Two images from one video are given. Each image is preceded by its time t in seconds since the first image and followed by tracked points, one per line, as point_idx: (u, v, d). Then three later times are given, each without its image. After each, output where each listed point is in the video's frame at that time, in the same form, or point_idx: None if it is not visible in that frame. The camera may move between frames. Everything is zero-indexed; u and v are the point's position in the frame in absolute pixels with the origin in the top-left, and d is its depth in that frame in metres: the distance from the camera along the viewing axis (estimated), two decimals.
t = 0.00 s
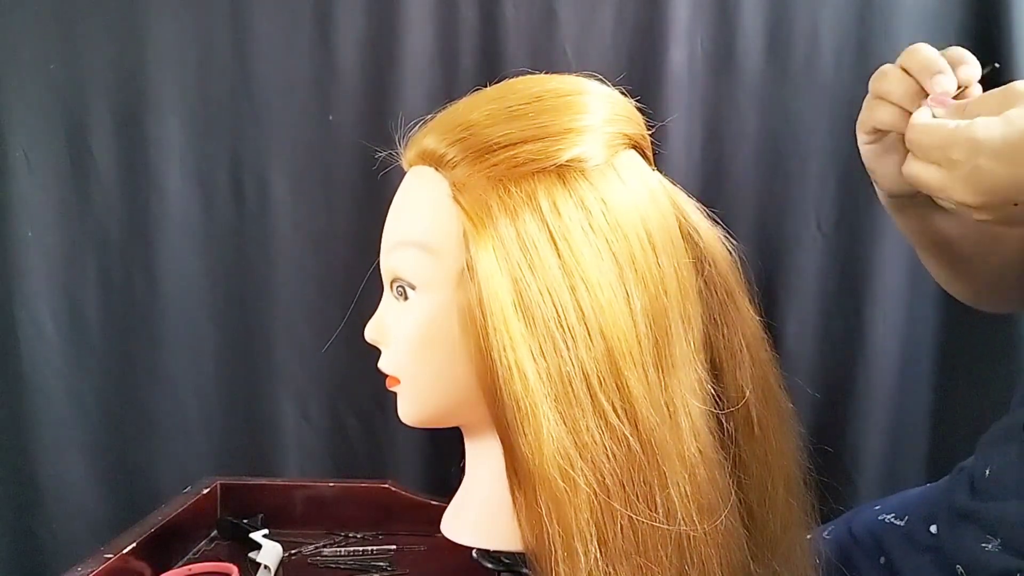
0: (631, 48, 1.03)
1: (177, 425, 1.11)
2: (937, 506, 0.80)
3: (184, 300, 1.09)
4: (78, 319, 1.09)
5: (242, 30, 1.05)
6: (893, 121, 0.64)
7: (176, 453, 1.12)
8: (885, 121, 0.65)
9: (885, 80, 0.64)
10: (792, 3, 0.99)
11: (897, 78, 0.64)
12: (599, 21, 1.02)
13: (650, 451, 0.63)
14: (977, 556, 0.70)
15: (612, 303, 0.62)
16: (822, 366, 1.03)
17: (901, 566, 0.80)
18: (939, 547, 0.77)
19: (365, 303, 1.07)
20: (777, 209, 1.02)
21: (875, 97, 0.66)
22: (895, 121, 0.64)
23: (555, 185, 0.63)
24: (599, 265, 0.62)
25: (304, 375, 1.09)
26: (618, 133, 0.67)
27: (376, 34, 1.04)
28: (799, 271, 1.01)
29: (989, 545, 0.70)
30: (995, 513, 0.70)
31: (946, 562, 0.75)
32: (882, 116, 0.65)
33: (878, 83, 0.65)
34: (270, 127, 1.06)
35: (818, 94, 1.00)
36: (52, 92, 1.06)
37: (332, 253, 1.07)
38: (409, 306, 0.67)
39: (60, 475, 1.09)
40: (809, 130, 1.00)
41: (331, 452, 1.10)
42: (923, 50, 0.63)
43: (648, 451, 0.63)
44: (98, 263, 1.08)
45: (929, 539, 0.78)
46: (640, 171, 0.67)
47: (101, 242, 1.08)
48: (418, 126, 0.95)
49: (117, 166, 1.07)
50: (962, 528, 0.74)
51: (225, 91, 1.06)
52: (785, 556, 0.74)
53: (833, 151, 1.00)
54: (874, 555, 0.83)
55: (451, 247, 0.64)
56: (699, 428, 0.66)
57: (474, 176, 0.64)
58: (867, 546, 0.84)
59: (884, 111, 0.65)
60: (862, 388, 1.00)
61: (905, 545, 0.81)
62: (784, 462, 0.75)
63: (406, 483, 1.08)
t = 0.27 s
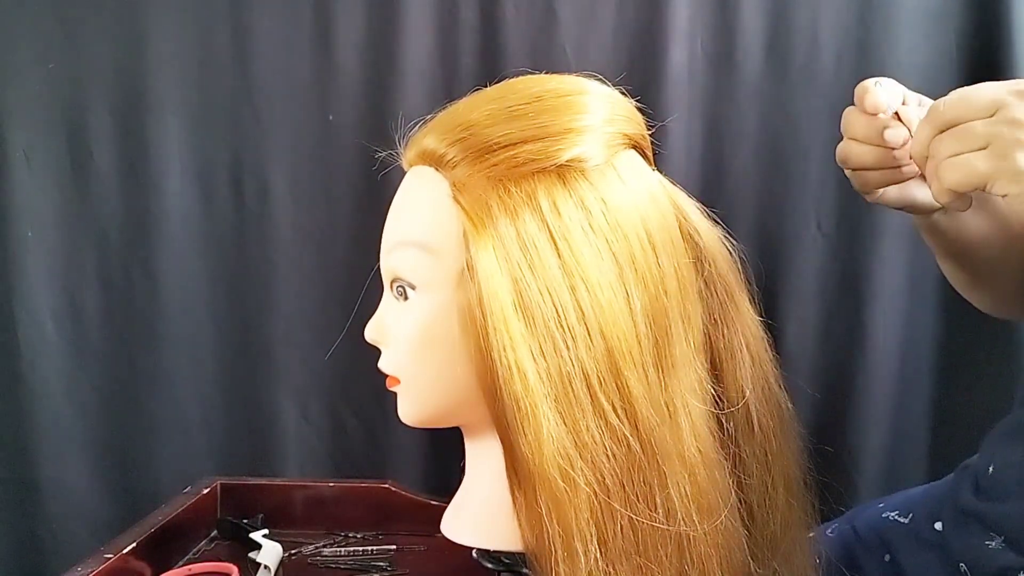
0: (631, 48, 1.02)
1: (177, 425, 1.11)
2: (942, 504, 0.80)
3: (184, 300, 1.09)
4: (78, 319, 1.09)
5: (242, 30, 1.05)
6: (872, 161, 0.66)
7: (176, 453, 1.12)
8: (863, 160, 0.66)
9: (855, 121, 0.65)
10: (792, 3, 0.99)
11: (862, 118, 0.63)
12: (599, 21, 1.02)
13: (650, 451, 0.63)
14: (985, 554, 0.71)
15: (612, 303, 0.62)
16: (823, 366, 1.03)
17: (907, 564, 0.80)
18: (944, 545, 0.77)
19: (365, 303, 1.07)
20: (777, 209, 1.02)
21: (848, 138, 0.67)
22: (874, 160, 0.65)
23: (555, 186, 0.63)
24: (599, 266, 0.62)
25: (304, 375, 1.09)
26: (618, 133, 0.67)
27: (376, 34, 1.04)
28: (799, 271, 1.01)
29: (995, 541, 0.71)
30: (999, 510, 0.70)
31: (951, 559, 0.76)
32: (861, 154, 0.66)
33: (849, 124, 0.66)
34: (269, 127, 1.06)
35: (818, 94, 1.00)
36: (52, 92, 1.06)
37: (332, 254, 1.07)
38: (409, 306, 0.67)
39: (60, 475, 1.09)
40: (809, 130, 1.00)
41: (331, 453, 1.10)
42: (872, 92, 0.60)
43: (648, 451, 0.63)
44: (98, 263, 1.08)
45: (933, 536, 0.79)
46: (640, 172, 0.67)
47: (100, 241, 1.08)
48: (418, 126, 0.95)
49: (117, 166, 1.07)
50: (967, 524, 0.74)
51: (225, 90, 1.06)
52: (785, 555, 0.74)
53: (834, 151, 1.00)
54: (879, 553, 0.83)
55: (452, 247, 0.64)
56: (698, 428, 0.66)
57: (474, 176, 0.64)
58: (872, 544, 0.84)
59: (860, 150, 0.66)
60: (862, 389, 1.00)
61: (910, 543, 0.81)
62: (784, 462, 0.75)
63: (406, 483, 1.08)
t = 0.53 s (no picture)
0: (631, 48, 1.02)
1: (177, 425, 1.11)
2: (942, 503, 0.80)
3: (184, 300, 1.09)
4: (78, 319, 1.09)
5: (242, 30, 1.05)
6: (854, 158, 0.66)
7: (176, 453, 1.12)
8: (847, 158, 0.66)
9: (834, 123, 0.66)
10: (792, 2, 0.99)
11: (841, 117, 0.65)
12: (599, 21, 1.02)
13: (650, 451, 0.63)
14: (982, 554, 0.71)
15: (612, 303, 0.62)
16: (823, 366, 1.03)
17: (906, 564, 0.80)
18: (942, 545, 0.77)
19: (365, 303, 1.07)
20: (778, 209, 1.02)
21: (829, 140, 0.68)
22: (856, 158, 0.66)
23: (555, 186, 0.63)
24: (599, 266, 0.62)
25: (304, 375, 1.09)
26: (618, 133, 0.67)
27: (376, 34, 1.04)
28: (799, 270, 1.01)
29: (993, 542, 0.71)
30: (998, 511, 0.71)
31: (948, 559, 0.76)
32: (844, 154, 0.67)
33: (828, 123, 0.67)
34: (269, 127, 1.06)
35: (818, 94, 1.00)
36: (52, 92, 1.06)
37: (332, 254, 1.07)
38: (409, 306, 0.67)
39: (60, 475, 1.09)
40: (809, 130, 1.00)
41: (331, 453, 1.10)
42: (852, 84, 0.62)
43: (648, 452, 0.63)
44: (98, 263, 1.08)
45: (932, 536, 0.79)
46: (640, 172, 0.67)
47: (100, 242, 1.08)
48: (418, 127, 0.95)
49: (117, 166, 1.07)
50: (966, 524, 0.74)
51: (225, 90, 1.06)
52: (785, 555, 0.74)
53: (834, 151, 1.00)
54: (879, 553, 0.83)
55: (452, 247, 0.64)
56: (698, 428, 0.66)
57: (474, 176, 0.64)
58: (871, 544, 0.84)
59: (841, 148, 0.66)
60: (862, 389, 1.00)
61: (909, 543, 0.81)
62: (784, 462, 0.75)
63: (406, 483, 1.08)
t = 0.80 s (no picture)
0: (631, 47, 1.02)
1: (177, 424, 1.11)
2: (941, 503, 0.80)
3: (184, 299, 1.09)
4: (78, 318, 1.09)
5: (242, 30, 1.05)
6: (869, 165, 0.63)
7: (176, 453, 1.11)
8: (860, 165, 0.64)
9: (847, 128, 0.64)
10: (792, 2, 0.99)
11: (844, 112, 0.66)
12: (599, 21, 1.02)
13: (650, 451, 0.63)
14: (982, 557, 0.71)
15: (611, 303, 0.62)
16: (823, 366, 1.03)
17: (905, 563, 0.81)
18: (941, 545, 0.78)
19: (365, 304, 1.07)
20: (778, 209, 1.02)
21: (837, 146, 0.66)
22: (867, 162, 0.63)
23: (555, 186, 0.63)
24: (599, 266, 0.62)
25: (304, 374, 1.09)
26: (617, 133, 0.66)
27: (376, 34, 1.04)
28: (799, 270, 1.01)
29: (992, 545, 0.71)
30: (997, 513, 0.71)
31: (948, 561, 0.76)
32: (854, 160, 0.64)
33: (839, 129, 0.65)
34: (269, 127, 1.06)
35: (818, 94, 1.00)
36: (52, 92, 1.06)
37: (332, 254, 1.07)
38: (409, 306, 0.67)
39: (60, 474, 1.09)
40: (809, 130, 1.00)
41: (331, 452, 1.10)
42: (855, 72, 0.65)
43: (648, 452, 0.63)
44: (98, 262, 1.08)
45: (931, 536, 0.79)
46: (640, 172, 0.67)
47: (100, 241, 1.08)
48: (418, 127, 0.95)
49: (116, 166, 1.07)
50: (965, 525, 0.74)
51: (225, 90, 1.06)
52: (785, 555, 0.74)
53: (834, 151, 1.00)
54: (878, 553, 0.84)
55: (452, 247, 0.64)
56: (698, 427, 0.66)
57: (474, 176, 0.64)
58: (872, 544, 0.85)
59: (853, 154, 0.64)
60: (862, 389, 1.00)
61: (909, 543, 0.81)
62: (784, 462, 0.75)
63: (406, 483, 1.08)
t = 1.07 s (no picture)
0: (631, 47, 1.02)
1: (177, 424, 1.11)
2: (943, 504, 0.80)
3: (184, 299, 1.09)
4: (78, 319, 1.09)
5: (242, 30, 1.05)
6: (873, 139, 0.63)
7: (176, 453, 1.11)
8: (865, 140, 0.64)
9: (864, 93, 0.63)
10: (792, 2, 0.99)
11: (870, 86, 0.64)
12: (599, 21, 1.02)
13: (650, 451, 0.63)
14: (982, 556, 0.71)
15: (611, 303, 0.62)
16: (823, 366, 1.03)
17: (906, 563, 0.81)
18: (941, 544, 0.78)
19: (365, 304, 1.07)
20: (778, 209, 1.02)
21: (852, 113, 0.65)
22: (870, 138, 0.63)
23: (555, 186, 0.63)
24: (599, 265, 0.62)
25: (304, 375, 1.09)
26: (617, 133, 0.66)
27: (376, 34, 1.04)
28: (799, 270, 1.01)
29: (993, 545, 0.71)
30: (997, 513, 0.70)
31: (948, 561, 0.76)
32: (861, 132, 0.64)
33: (858, 97, 0.64)
34: (269, 127, 1.06)
35: (818, 94, 1.00)
36: (52, 92, 1.06)
37: (332, 254, 1.07)
38: (408, 306, 0.67)
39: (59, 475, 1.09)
40: (809, 131, 1.00)
41: (331, 453, 1.10)
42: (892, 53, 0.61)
43: (648, 452, 0.63)
44: (98, 263, 1.08)
45: (931, 536, 0.79)
46: (640, 171, 0.67)
47: (100, 242, 1.08)
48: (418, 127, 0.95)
49: (116, 166, 1.07)
50: (967, 525, 0.74)
51: (225, 90, 1.06)
52: (784, 555, 0.74)
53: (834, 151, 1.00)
54: (879, 552, 0.84)
55: (452, 248, 0.64)
56: (698, 427, 0.66)
57: (473, 176, 0.64)
58: (872, 543, 0.84)
59: (859, 134, 0.64)
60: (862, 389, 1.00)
61: (909, 543, 0.81)
62: (785, 462, 0.75)
63: (406, 483, 1.08)
